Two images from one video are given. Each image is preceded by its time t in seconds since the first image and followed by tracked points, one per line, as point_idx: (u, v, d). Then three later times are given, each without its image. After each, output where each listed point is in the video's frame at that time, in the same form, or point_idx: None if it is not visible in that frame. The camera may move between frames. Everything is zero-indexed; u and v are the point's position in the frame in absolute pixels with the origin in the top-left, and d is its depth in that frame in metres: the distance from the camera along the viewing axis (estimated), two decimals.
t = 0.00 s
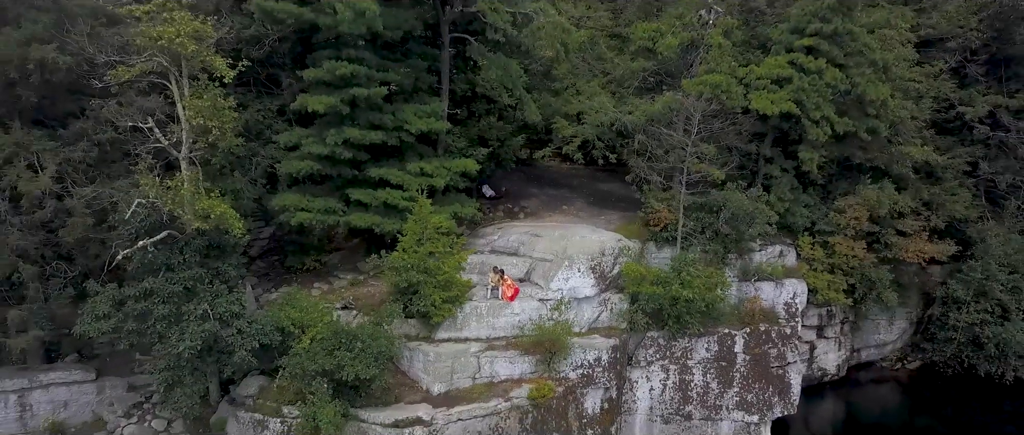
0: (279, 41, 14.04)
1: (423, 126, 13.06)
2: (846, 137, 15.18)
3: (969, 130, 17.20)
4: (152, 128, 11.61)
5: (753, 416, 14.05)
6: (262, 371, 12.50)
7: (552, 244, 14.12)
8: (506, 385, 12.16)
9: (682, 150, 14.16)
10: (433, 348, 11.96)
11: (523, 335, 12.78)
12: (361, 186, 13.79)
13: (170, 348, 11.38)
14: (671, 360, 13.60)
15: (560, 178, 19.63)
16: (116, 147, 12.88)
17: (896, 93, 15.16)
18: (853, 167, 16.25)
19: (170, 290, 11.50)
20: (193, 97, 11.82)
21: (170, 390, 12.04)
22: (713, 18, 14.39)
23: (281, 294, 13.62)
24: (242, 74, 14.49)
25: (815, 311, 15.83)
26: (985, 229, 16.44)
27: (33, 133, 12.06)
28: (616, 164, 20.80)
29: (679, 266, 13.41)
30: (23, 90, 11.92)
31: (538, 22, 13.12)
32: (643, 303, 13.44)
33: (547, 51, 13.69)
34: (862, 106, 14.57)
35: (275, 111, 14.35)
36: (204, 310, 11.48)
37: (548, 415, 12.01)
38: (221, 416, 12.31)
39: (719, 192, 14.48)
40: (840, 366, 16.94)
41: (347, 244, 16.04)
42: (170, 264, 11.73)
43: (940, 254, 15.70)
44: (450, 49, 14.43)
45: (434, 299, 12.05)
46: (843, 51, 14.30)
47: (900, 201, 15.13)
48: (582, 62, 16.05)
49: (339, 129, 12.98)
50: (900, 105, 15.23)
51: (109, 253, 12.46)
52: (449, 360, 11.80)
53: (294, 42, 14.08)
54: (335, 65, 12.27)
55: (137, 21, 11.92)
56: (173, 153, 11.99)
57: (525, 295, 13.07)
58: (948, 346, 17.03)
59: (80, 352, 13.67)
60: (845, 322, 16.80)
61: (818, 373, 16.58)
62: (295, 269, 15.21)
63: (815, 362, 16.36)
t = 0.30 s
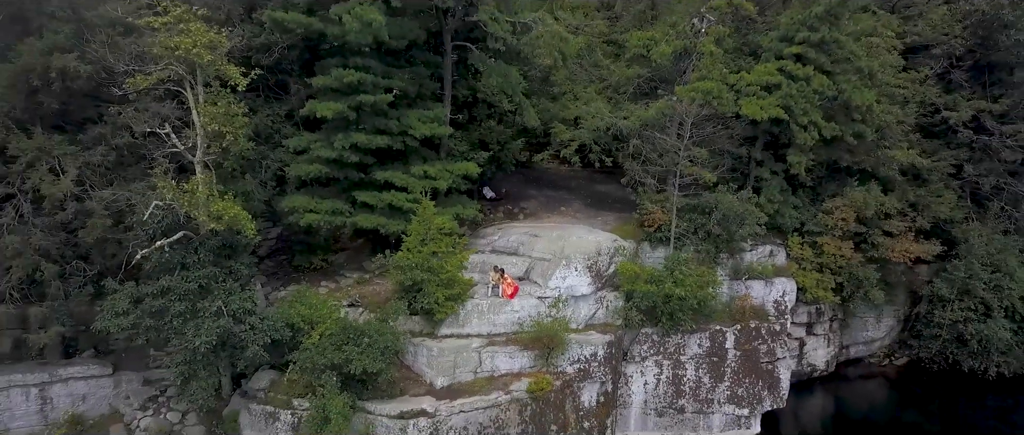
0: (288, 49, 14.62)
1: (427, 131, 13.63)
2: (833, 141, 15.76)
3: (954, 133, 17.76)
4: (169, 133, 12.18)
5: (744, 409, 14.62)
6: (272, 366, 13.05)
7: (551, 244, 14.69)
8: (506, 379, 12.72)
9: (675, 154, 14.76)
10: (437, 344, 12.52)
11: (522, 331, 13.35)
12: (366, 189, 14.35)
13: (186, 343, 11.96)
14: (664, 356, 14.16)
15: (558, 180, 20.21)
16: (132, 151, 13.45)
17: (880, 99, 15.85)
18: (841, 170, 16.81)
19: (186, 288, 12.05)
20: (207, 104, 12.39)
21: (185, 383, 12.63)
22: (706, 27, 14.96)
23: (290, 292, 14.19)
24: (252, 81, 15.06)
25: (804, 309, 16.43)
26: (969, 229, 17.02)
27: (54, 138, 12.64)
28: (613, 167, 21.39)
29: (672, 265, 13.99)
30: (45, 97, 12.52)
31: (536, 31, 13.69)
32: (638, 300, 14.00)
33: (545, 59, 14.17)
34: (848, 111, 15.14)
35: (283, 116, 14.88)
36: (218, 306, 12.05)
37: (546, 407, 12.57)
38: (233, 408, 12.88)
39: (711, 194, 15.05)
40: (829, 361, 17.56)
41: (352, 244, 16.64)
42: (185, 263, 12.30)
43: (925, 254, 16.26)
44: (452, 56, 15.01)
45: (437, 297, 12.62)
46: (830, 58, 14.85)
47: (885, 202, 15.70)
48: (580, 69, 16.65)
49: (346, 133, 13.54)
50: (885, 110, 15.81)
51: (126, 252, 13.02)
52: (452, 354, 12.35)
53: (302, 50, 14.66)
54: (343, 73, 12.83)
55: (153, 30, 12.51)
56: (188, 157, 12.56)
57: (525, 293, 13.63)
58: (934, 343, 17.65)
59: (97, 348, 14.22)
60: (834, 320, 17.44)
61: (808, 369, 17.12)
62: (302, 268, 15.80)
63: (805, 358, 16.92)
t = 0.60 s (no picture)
0: (297, 57, 15.22)
1: (430, 136, 14.22)
2: (822, 145, 16.35)
3: (938, 137, 18.37)
4: (184, 138, 12.77)
5: (735, 403, 15.21)
6: (282, 361, 13.59)
7: (549, 244, 15.28)
8: (506, 373, 13.30)
9: (668, 157, 15.37)
10: (440, 339, 13.10)
11: (521, 327, 13.94)
12: (372, 191, 14.93)
13: (202, 338, 12.55)
14: (658, 351, 14.75)
15: (557, 182, 20.80)
16: (148, 155, 14.03)
17: (868, 104, 16.52)
18: (830, 173, 17.39)
19: (201, 286, 12.64)
20: (221, 111, 12.98)
21: (200, 377, 13.23)
22: (698, 36, 15.74)
23: (299, 290, 14.78)
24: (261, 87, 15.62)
25: (794, 307, 17.10)
26: (953, 230, 17.63)
27: (75, 143, 13.24)
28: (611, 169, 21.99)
29: (666, 264, 14.61)
30: (67, 104, 13.15)
31: (535, 40, 14.28)
32: (632, 298, 14.59)
33: (543, 67, 14.70)
34: (835, 117, 15.71)
35: (291, 120, 15.37)
36: (232, 304, 12.63)
37: (545, 400, 13.16)
38: (245, 402, 13.47)
39: (703, 196, 15.66)
40: (819, 358, 18.37)
41: (358, 244, 17.27)
42: (200, 262, 12.89)
43: (911, 254, 16.85)
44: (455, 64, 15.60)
45: (441, 294, 13.20)
46: (819, 65, 15.39)
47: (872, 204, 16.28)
48: (578, 75, 17.26)
49: (353, 138, 14.12)
50: (872, 115, 16.41)
51: (143, 252, 13.60)
52: (454, 349, 12.92)
53: (310, 57, 15.25)
54: (350, 80, 13.41)
55: (170, 40, 13.11)
56: (203, 161, 13.14)
57: (524, 291, 14.18)
58: (920, 340, 18.26)
59: (113, 344, 14.79)
60: (824, 317, 18.10)
61: (797, 365, 17.98)
62: (310, 267, 16.38)
63: (795, 354, 17.72)
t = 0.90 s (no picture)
0: (306, 64, 15.84)
1: (434, 141, 14.84)
2: (811, 149, 16.97)
3: (925, 141, 18.99)
4: (200, 143, 13.39)
5: (726, 397, 15.82)
6: (291, 356, 14.19)
7: (548, 244, 15.89)
8: (507, 367, 13.89)
9: (662, 161, 16.00)
10: (444, 335, 13.69)
11: (521, 324, 14.53)
12: (378, 193, 15.54)
13: (217, 333, 13.17)
14: (652, 347, 15.37)
15: (556, 184, 21.43)
16: (163, 158, 14.65)
17: (856, 109, 17.09)
18: (820, 175, 18.00)
19: (216, 284, 13.25)
20: (235, 117, 13.60)
21: (214, 371, 13.86)
22: (691, 43, 16.50)
23: (307, 288, 15.40)
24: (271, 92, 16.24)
25: (784, 305, 17.76)
26: (939, 231, 18.26)
27: (95, 148, 13.86)
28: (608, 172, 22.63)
29: (660, 263, 15.21)
30: (87, 110, 13.77)
31: (534, 49, 14.92)
32: (628, 296, 15.20)
33: (542, 75, 15.53)
34: (823, 122, 16.33)
35: (300, 125, 15.95)
36: (246, 301, 13.24)
37: (544, 393, 13.77)
38: (258, 395, 14.08)
39: (696, 198, 16.28)
40: (809, 354, 19.09)
41: (363, 244, 17.88)
42: (215, 262, 13.51)
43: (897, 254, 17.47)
44: (457, 71, 16.21)
45: (444, 292, 13.79)
46: (807, 72, 16.01)
47: (859, 205, 16.88)
48: (576, 81, 17.88)
49: (360, 143, 14.73)
50: (859, 120, 17.03)
51: (159, 251, 14.21)
52: (457, 345, 13.51)
53: (318, 64, 15.86)
54: (357, 88, 14.02)
55: (185, 50, 13.74)
56: (217, 165, 13.76)
57: (524, 289, 14.78)
58: (907, 337, 18.89)
59: (128, 340, 15.37)
60: (814, 315, 18.87)
61: (788, 360, 18.69)
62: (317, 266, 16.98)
63: (785, 351, 18.44)
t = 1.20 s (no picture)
0: (313, 71, 16.47)
1: (437, 146, 15.47)
2: (801, 153, 17.59)
3: (912, 145, 19.62)
4: (214, 149, 14.02)
5: (718, 391, 16.45)
6: (301, 352, 14.82)
7: (547, 245, 16.54)
8: (508, 362, 14.52)
9: (657, 164, 16.64)
10: (447, 332, 14.32)
11: (521, 321, 15.17)
12: (383, 196, 16.17)
13: (231, 330, 13.80)
14: (647, 344, 16.01)
15: (555, 186, 22.08)
16: (178, 162, 15.28)
17: (843, 115, 17.74)
18: (810, 178, 18.62)
19: (230, 283, 13.89)
20: (247, 123, 14.23)
21: (228, 366, 14.50)
22: (684, 51, 17.22)
23: (315, 287, 16.04)
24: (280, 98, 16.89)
25: (775, 303, 18.42)
26: (924, 232, 18.91)
27: (113, 153, 14.49)
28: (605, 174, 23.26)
29: (654, 263, 15.78)
30: (106, 117, 14.40)
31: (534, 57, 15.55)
32: (623, 294, 15.84)
33: (541, 82, 16.06)
34: (812, 127, 16.96)
35: (308, 130, 16.59)
36: (258, 299, 13.87)
37: (543, 387, 14.40)
38: (269, 389, 14.71)
39: (689, 200, 16.91)
40: (799, 351, 19.78)
41: (368, 244, 18.52)
42: (228, 262, 14.14)
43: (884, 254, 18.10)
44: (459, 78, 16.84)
45: (447, 291, 14.44)
46: (796, 79, 16.65)
47: (847, 208, 17.51)
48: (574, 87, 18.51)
49: (366, 147, 15.34)
50: (847, 125, 17.67)
51: (174, 252, 14.84)
52: (460, 341, 14.14)
53: (325, 72, 16.49)
54: (364, 95, 14.65)
55: (200, 59, 14.37)
56: (230, 169, 14.39)
57: (523, 287, 15.42)
58: (894, 334, 19.51)
59: (143, 337, 15.99)
60: (804, 313, 19.51)
61: (779, 357, 19.31)
62: (324, 265, 17.60)
63: (776, 347, 19.08)
